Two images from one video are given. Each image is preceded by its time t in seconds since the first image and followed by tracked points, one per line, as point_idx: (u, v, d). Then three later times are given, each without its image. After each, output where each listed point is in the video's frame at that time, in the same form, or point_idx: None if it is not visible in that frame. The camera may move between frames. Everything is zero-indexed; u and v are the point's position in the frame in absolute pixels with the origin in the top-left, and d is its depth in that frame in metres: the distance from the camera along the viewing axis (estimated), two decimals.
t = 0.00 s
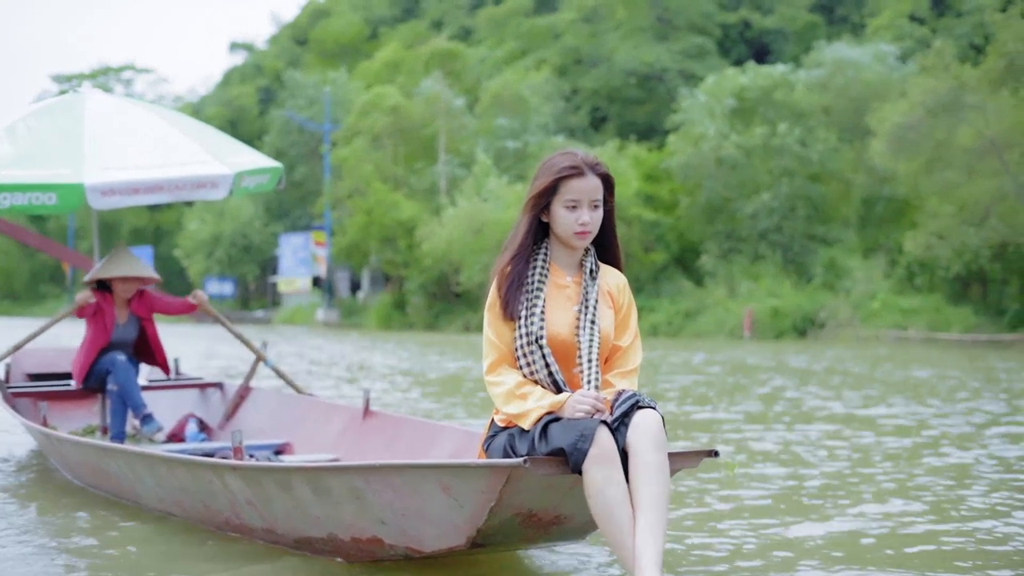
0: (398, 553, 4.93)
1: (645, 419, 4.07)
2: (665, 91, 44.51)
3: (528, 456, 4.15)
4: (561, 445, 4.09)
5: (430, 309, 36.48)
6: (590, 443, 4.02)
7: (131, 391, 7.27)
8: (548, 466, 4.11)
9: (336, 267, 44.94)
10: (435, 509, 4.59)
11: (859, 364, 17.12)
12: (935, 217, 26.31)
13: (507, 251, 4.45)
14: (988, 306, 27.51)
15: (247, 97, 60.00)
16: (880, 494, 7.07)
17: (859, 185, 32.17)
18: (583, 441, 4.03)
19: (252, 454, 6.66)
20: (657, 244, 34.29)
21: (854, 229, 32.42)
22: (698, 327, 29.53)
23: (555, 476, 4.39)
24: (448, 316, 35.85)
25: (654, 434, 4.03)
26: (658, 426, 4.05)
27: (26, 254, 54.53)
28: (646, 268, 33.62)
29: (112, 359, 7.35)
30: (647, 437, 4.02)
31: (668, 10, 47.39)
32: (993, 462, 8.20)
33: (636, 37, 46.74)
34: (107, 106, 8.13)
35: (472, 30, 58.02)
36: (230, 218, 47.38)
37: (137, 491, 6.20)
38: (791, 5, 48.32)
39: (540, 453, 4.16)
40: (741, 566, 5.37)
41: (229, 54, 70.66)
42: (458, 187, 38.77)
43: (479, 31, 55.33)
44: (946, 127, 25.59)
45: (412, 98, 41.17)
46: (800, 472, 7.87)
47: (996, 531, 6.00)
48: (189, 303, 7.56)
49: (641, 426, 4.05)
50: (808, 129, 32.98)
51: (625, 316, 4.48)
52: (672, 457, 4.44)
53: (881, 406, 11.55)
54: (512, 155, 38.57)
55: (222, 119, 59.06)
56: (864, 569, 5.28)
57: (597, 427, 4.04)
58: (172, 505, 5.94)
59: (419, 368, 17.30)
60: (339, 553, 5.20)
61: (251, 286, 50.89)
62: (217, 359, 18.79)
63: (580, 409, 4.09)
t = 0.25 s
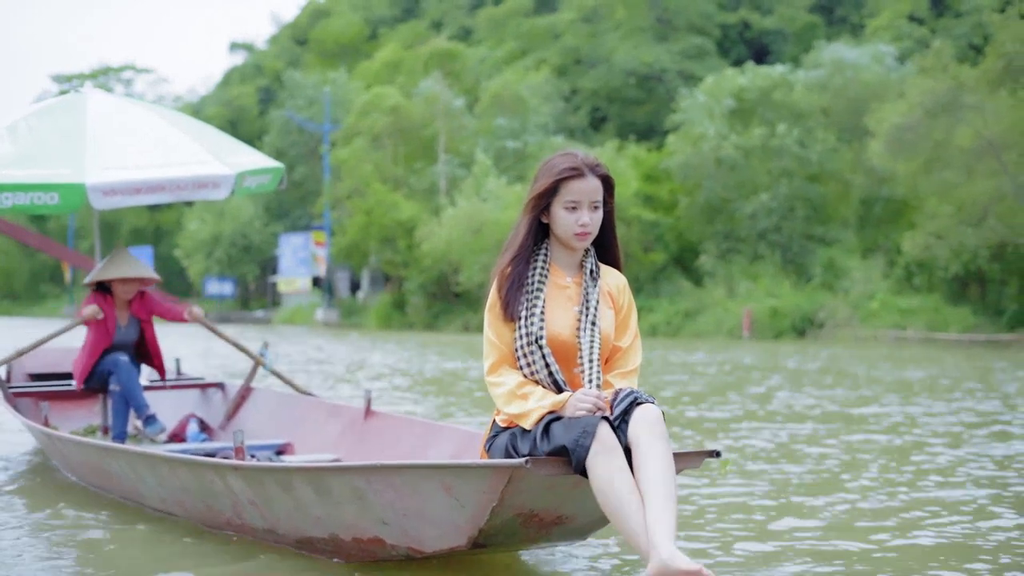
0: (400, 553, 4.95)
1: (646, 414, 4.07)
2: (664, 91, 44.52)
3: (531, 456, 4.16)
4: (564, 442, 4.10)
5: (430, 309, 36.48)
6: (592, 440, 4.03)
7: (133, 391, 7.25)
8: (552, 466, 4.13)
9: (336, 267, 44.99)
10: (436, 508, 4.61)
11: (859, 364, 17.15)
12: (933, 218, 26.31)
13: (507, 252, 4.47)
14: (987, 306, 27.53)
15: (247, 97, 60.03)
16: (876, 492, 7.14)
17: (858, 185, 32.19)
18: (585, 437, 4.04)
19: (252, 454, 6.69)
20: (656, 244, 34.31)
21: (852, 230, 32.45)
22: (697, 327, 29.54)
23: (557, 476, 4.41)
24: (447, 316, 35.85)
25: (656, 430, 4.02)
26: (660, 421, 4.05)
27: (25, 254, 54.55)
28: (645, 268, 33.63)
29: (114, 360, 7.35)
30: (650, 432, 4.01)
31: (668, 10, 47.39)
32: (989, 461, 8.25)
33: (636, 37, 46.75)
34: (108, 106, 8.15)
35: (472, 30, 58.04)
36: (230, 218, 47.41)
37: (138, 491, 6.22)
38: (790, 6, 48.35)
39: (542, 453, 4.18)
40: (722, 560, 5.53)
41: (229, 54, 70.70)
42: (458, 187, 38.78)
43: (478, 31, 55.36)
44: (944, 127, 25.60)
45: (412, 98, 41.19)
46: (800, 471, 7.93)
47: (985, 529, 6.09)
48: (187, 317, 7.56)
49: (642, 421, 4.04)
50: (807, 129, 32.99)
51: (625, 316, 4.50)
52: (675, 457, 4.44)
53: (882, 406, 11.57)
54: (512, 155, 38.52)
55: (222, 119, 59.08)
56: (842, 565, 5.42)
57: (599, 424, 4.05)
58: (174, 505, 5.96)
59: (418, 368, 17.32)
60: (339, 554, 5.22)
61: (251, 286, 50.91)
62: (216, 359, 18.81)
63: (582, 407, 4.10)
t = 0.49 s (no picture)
0: (401, 552, 4.97)
1: (647, 409, 4.07)
2: (663, 92, 44.52)
3: (533, 454, 4.18)
4: (566, 437, 4.11)
5: (429, 309, 36.49)
6: (593, 434, 4.04)
7: (136, 391, 7.25)
8: (553, 464, 4.12)
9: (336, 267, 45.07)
10: (437, 508, 4.63)
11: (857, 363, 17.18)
12: (931, 218, 26.32)
13: (506, 252, 4.50)
14: (986, 306, 27.55)
15: (247, 97, 60.09)
16: (870, 491, 7.23)
17: (856, 186, 32.22)
18: (586, 432, 4.05)
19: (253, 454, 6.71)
20: (656, 244, 34.31)
21: (851, 230, 32.48)
22: (696, 328, 29.56)
23: (560, 474, 4.43)
24: (447, 316, 35.85)
25: (657, 425, 4.03)
26: (660, 415, 4.05)
27: (25, 254, 54.56)
28: (644, 268, 33.64)
29: (117, 360, 7.36)
30: (651, 427, 4.02)
31: (667, 10, 47.38)
32: (981, 460, 8.31)
33: (636, 37, 46.75)
34: (109, 106, 8.18)
35: (471, 30, 58.06)
36: (230, 218, 47.45)
37: (140, 490, 6.25)
38: (789, 6, 48.38)
39: (544, 450, 4.20)
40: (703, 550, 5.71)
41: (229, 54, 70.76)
42: (457, 187, 38.78)
43: (478, 31, 55.39)
44: (943, 127, 25.62)
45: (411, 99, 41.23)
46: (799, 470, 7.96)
47: (970, 525, 6.21)
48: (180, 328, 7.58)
49: (643, 417, 4.05)
50: (806, 130, 33.01)
51: (625, 315, 4.54)
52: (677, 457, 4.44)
53: (879, 406, 11.58)
54: (512, 155, 38.50)
55: (222, 120, 59.11)
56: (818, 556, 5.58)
57: (600, 418, 4.06)
58: (176, 504, 5.98)
59: (418, 368, 17.35)
60: (340, 553, 5.24)
61: (251, 286, 50.92)
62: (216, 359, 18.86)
63: (584, 404, 4.11)
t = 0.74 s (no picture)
0: (403, 550, 4.99)
1: (647, 411, 4.08)
2: (663, 92, 44.54)
3: (535, 452, 4.19)
4: (567, 439, 4.13)
5: (429, 309, 36.50)
6: (594, 437, 4.05)
7: (138, 392, 7.25)
8: (554, 462, 4.14)
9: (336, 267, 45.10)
10: (439, 506, 4.65)
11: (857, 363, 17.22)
12: (930, 218, 26.29)
13: (507, 251, 4.51)
14: (985, 306, 27.56)
15: (247, 97, 60.13)
16: (860, 488, 7.33)
17: (855, 186, 32.23)
18: (587, 434, 4.06)
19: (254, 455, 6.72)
20: (655, 244, 34.32)
21: (850, 230, 32.50)
22: (695, 328, 29.58)
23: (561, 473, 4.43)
24: (447, 316, 35.86)
25: (657, 424, 4.04)
26: (659, 414, 4.07)
27: (25, 254, 54.58)
28: (644, 268, 33.66)
29: (119, 360, 7.34)
30: (651, 427, 4.03)
31: (667, 11, 47.39)
32: (970, 459, 8.39)
33: (635, 38, 46.76)
34: (110, 107, 8.18)
35: (471, 31, 58.08)
36: (230, 218, 47.48)
37: (142, 490, 6.26)
38: (789, 7, 48.42)
39: (545, 449, 4.21)
40: (691, 541, 5.90)
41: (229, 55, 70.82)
42: (457, 187, 38.79)
43: (478, 32, 55.40)
44: (942, 127, 25.67)
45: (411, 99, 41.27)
46: (797, 470, 7.98)
47: (961, 522, 6.28)
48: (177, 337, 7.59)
49: (643, 418, 4.06)
50: (805, 130, 33.04)
51: (627, 311, 4.54)
52: (679, 455, 4.44)
53: (875, 407, 11.57)
54: (511, 155, 38.52)
55: (222, 120, 59.14)
56: (801, 547, 5.75)
57: (601, 421, 4.07)
58: (178, 503, 6.01)
59: (417, 368, 17.38)
60: (342, 551, 5.25)
61: (251, 286, 50.93)
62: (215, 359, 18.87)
63: (584, 404, 4.13)
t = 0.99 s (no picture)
0: (404, 550, 5.01)
1: (649, 416, 4.05)
2: (663, 93, 44.57)
3: (535, 452, 4.16)
4: (568, 441, 4.09)
5: (429, 309, 36.51)
6: (597, 441, 4.02)
7: (141, 392, 7.27)
8: (555, 461, 4.09)
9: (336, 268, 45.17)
10: (440, 505, 4.67)
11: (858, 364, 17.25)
12: (928, 218, 26.26)
13: (509, 250, 4.50)
14: (983, 306, 27.57)
15: (247, 98, 60.18)
16: (860, 485, 7.36)
17: (854, 187, 32.25)
18: (589, 438, 4.03)
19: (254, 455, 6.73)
20: (654, 244, 34.32)
21: (849, 230, 32.53)
22: (695, 328, 29.62)
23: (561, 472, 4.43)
24: (446, 317, 35.89)
25: (657, 426, 4.03)
26: (662, 421, 4.05)
27: (26, 254, 54.62)
28: (643, 268, 33.68)
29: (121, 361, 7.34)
30: (651, 430, 4.02)
31: (666, 12, 47.41)
32: (961, 458, 8.45)
33: (635, 38, 46.77)
34: (112, 108, 8.18)
35: (471, 32, 58.11)
36: (230, 219, 47.53)
37: (144, 489, 6.28)
38: (788, 8, 48.46)
39: (546, 449, 4.17)
40: (690, 539, 5.91)
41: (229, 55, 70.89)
42: (457, 188, 38.81)
43: (478, 32, 55.40)
44: (940, 128, 25.71)
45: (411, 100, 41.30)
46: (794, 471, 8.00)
47: (958, 519, 6.30)
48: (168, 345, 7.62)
49: (645, 423, 4.04)
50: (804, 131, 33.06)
51: (628, 312, 4.52)
52: (679, 455, 4.43)
53: (874, 407, 11.56)
54: (511, 156, 38.54)
55: (222, 120, 59.18)
56: (786, 540, 5.85)
57: (603, 424, 4.04)
58: (180, 502, 6.02)
59: (417, 368, 17.39)
60: (345, 550, 5.26)
61: (251, 286, 50.97)
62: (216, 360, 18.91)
63: (585, 405, 4.10)
